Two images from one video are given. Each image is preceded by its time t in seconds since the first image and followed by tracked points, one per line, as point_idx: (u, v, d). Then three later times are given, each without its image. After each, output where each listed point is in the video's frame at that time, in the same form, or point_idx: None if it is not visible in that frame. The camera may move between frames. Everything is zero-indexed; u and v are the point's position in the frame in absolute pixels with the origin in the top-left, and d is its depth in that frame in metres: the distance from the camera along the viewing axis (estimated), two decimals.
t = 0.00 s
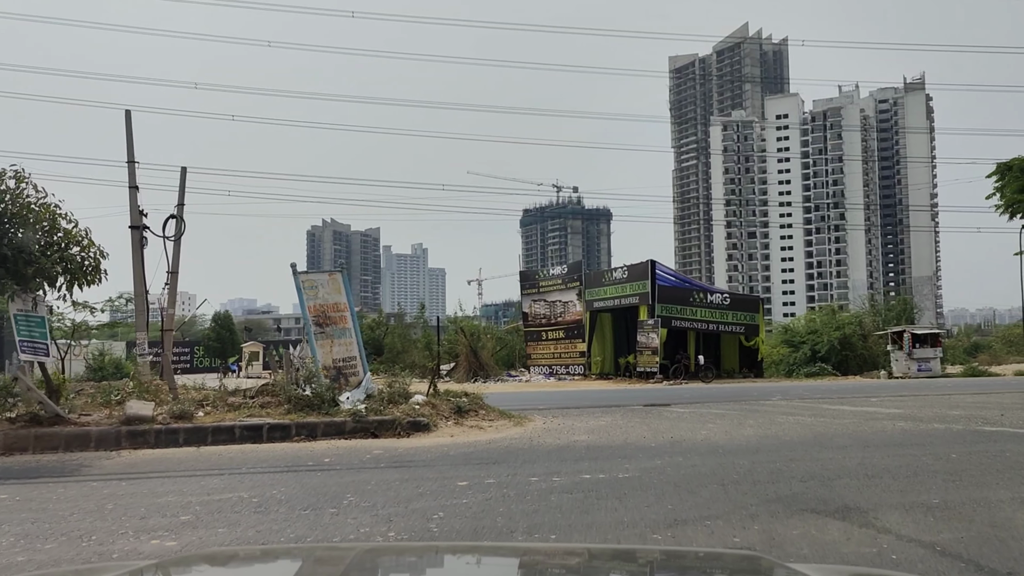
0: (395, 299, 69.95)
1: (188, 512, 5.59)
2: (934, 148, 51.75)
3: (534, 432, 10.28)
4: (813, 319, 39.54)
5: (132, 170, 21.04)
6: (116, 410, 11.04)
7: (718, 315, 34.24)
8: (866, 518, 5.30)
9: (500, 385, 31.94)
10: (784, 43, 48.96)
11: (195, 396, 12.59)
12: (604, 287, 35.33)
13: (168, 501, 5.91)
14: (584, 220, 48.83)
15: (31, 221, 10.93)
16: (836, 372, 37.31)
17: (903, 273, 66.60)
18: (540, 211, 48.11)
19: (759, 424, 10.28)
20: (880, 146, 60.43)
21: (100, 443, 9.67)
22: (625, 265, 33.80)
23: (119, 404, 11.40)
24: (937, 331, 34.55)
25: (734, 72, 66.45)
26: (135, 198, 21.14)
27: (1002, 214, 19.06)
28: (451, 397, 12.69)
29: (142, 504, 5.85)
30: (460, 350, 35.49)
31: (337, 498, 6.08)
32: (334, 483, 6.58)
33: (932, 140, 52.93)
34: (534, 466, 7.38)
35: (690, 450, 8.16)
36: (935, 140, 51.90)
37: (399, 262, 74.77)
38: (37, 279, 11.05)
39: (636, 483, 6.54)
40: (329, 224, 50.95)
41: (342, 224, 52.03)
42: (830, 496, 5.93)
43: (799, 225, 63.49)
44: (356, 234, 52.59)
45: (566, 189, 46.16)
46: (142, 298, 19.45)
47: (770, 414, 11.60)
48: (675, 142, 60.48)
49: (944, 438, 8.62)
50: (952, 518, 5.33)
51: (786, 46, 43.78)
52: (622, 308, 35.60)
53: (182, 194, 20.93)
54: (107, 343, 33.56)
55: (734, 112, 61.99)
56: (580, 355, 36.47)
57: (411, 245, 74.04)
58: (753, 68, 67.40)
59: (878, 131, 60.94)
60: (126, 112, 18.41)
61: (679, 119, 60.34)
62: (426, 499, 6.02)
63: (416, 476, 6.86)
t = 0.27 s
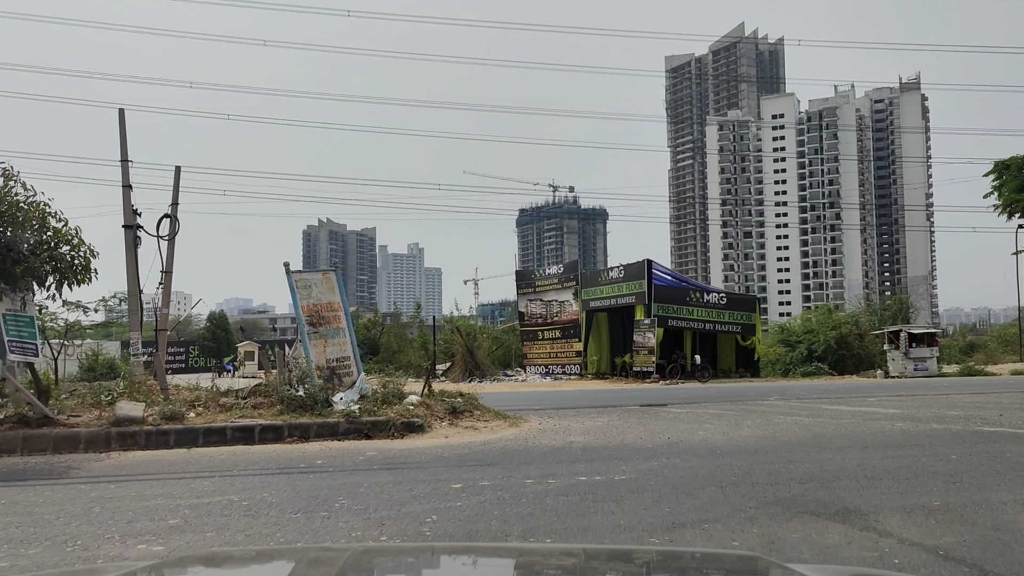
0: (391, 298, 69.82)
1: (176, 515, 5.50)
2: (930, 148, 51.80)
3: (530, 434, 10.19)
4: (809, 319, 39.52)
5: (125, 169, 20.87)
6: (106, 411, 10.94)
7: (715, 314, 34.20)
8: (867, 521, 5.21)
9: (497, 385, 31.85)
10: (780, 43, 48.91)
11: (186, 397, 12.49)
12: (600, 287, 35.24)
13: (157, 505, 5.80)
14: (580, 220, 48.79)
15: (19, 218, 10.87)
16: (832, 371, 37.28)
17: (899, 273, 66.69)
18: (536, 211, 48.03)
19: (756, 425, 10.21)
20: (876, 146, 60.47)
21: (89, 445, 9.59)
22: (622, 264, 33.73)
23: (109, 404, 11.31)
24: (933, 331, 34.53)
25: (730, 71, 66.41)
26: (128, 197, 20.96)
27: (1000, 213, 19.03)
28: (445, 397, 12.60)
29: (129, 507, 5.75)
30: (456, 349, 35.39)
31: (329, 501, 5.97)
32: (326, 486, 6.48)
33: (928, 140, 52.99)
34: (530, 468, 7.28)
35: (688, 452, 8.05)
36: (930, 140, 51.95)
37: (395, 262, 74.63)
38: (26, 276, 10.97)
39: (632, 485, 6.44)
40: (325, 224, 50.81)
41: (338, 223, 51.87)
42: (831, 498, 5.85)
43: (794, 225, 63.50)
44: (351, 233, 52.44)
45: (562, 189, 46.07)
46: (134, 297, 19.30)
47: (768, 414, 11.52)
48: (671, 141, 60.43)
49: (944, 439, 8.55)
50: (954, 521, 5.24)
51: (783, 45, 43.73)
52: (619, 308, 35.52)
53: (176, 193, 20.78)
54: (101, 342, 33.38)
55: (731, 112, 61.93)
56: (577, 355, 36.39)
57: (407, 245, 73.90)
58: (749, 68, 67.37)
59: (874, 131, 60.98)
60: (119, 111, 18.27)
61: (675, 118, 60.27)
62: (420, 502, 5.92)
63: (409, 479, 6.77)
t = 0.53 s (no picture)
0: (389, 297, 69.73)
1: (169, 517, 5.44)
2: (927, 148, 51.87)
3: (527, 434, 10.15)
4: (807, 319, 39.49)
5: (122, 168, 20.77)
6: (100, 411, 10.87)
7: (713, 314, 34.17)
8: (867, 522, 5.17)
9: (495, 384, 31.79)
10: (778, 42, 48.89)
11: (182, 397, 12.43)
12: (598, 286, 35.19)
13: (150, 506, 5.74)
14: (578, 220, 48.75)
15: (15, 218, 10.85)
16: (830, 371, 37.27)
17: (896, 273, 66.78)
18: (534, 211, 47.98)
19: (753, 425, 10.17)
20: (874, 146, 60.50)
21: (83, 446, 9.54)
22: (620, 264, 33.68)
23: (103, 404, 11.24)
24: (932, 331, 34.50)
25: (728, 71, 66.40)
26: (125, 196, 20.86)
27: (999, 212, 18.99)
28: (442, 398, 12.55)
29: (122, 508, 5.69)
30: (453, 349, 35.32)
31: (325, 503, 5.91)
32: (321, 487, 6.42)
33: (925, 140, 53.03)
34: (527, 469, 7.23)
35: (686, 452, 8.00)
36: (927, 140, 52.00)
37: (393, 262, 74.54)
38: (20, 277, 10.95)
39: (630, 486, 6.39)
40: (322, 224, 50.73)
41: (335, 222, 51.78)
42: (830, 499, 5.81)
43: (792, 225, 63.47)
44: (349, 233, 52.36)
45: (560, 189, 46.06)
46: (131, 297, 19.23)
47: (767, 414, 11.47)
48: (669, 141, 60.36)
49: (943, 439, 8.50)
50: (955, 522, 5.20)
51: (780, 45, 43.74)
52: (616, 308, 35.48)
53: (173, 193, 20.72)
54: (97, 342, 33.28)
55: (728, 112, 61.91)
56: (574, 355, 36.35)
57: (405, 244, 73.81)
58: (746, 68, 67.38)
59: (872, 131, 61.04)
60: (116, 110, 18.20)
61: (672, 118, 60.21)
62: (416, 504, 5.87)
63: (406, 480, 6.72)
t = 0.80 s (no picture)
0: (386, 297, 69.67)
1: (165, 517, 5.43)
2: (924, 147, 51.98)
3: (525, 433, 10.14)
4: (804, 318, 39.53)
5: (117, 167, 20.67)
6: (97, 411, 10.85)
7: (710, 313, 34.19)
8: (863, 522, 5.18)
9: (492, 383, 31.78)
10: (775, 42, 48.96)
11: (178, 397, 12.42)
12: (596, 286, 35.18)
13: (146, 506, 5.73)
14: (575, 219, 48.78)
15: (13, 217, 10.88)
16: (827, 370, 37.30)
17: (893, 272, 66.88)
18: (532, 211, 48.01)
19: (751, 425, 10.18)
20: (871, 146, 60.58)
21: (79, 446, 9.52)
22: (617, 263, 33.69)
23: (98, 404, 11.21)
24: (928, 330, 34.53)
25: (725, 71, 66.44)
26: (121, 195, 20.82)
27: (996, 212, 19.01)
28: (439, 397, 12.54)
29: (118, 508, 5.68)
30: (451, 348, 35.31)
31: (321, 502, 5.91)
32: (319, 486, 6.42)
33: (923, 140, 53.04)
34: (525, 468, 7.23)
35: (683, 452, 8.00)
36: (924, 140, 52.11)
37: (390, 261, 74.50)
38: (18, 275, 10.98)
39: (627, 486, 6.39)
40: (320, 223, 50.69)
41: (333, 222, 51.73)
42: (827, 499, 5.80)
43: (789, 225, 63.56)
44: (347, 232, 52.33)
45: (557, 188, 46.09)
46: (126, 296, 19.19)
47: (764, 414, 11.47)
48: (666, 142, 60.43)
49: (940, 438, 8.50)
50: (953, 521, 5.20)
51: (777, 45, 43.79)
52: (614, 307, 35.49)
53: (169, 192, 20.66)
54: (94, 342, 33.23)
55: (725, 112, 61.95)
56: (572, 354, 36.35)
57: (402, 244, 73.76)
58: (743, 68, 67.50)
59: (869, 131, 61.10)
60: (113, 109, 18.15)
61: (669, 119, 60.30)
62: (413, 503, 5.86)
63: (403, 479, 6.71)
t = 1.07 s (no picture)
0: (386, 297, 69.66)
1: (165, 518, 5.43)
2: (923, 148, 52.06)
3: (524, 434, 10.15)
4: (804, 318, 39.55)
5: (117, 167, 20.66)
6: (96, 412, 10.84)
7: (710, 314, 34.20)
8: (862, 522, 5.19)
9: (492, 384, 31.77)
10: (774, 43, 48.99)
11: (178, 397, 12.42)
12: (595, 286, 35.17)
13: (145, 507, 5.73)
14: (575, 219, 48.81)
15: (12, 218, 10.87)
16: (826, 371, 37.33)
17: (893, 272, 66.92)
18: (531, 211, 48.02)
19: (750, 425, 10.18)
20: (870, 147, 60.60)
21: (78, 447, 9.51)
22: (617, 264, 33.69)
23: (97, 405, 11.20)
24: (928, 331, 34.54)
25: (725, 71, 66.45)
26: (120, 196, 20.83)
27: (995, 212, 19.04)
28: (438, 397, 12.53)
29: (118, 509, 5.68)
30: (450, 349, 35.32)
31: (320, 503, 5.91)
32: (318, 487, 6.42)
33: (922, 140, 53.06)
34: (525, 469, 7.23)
35: (683, 452, 8.00)
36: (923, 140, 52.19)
37: (390, 262, 74.51)
38: (17, 276, 10.97)
39: (626, 487, 6.39)
40: (319, 223, 50.70)
41: (332, 222, 51.72)
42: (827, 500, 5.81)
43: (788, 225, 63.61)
44: (346, 232, 52.31)
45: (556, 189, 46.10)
46: (126, 296, 19.19)
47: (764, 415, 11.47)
48: (665, 142, 60.43)
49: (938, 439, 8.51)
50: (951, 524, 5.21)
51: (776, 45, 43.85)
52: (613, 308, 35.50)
53: (169, 193, 20.65)
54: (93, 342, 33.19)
55: (725, 112, 61.93)
56: (572, 355, 36.35)
57: (402, 244, 73.78)
58: (743, 68, 67.53)
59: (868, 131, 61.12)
60: (113, 109, 18.14)
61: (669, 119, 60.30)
62: (413, 504, 5.85)
63: (403, 480, 6.71)
